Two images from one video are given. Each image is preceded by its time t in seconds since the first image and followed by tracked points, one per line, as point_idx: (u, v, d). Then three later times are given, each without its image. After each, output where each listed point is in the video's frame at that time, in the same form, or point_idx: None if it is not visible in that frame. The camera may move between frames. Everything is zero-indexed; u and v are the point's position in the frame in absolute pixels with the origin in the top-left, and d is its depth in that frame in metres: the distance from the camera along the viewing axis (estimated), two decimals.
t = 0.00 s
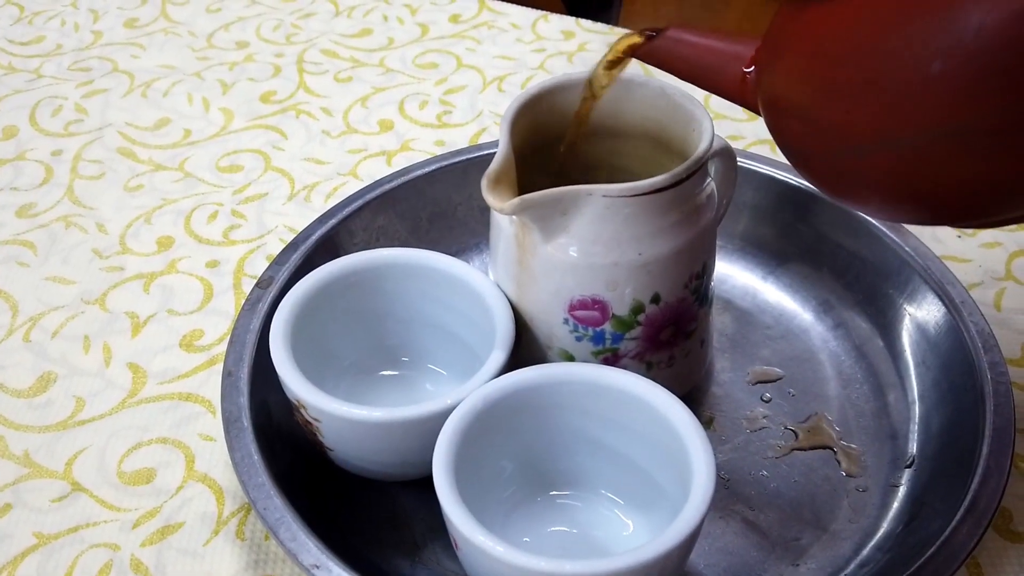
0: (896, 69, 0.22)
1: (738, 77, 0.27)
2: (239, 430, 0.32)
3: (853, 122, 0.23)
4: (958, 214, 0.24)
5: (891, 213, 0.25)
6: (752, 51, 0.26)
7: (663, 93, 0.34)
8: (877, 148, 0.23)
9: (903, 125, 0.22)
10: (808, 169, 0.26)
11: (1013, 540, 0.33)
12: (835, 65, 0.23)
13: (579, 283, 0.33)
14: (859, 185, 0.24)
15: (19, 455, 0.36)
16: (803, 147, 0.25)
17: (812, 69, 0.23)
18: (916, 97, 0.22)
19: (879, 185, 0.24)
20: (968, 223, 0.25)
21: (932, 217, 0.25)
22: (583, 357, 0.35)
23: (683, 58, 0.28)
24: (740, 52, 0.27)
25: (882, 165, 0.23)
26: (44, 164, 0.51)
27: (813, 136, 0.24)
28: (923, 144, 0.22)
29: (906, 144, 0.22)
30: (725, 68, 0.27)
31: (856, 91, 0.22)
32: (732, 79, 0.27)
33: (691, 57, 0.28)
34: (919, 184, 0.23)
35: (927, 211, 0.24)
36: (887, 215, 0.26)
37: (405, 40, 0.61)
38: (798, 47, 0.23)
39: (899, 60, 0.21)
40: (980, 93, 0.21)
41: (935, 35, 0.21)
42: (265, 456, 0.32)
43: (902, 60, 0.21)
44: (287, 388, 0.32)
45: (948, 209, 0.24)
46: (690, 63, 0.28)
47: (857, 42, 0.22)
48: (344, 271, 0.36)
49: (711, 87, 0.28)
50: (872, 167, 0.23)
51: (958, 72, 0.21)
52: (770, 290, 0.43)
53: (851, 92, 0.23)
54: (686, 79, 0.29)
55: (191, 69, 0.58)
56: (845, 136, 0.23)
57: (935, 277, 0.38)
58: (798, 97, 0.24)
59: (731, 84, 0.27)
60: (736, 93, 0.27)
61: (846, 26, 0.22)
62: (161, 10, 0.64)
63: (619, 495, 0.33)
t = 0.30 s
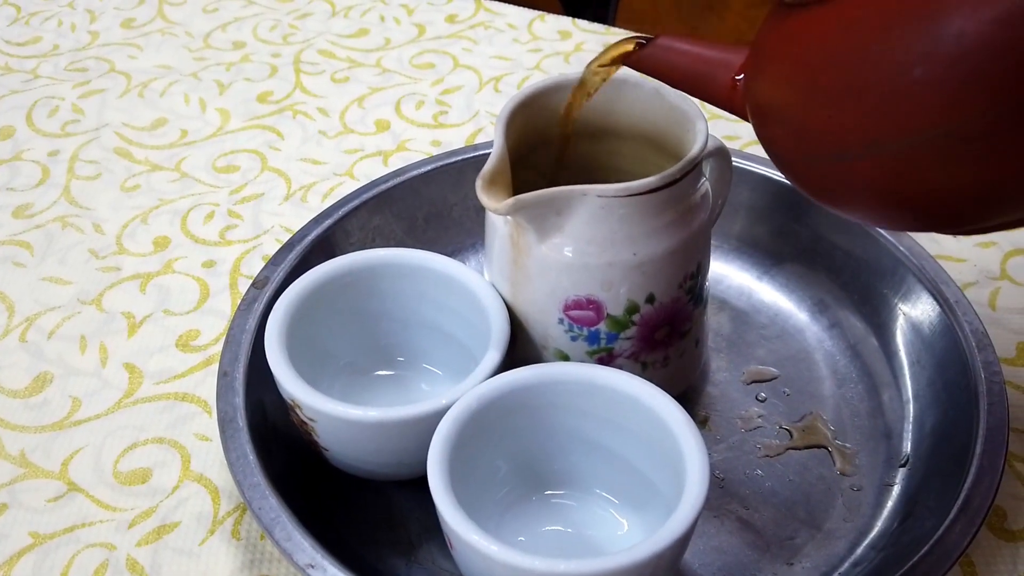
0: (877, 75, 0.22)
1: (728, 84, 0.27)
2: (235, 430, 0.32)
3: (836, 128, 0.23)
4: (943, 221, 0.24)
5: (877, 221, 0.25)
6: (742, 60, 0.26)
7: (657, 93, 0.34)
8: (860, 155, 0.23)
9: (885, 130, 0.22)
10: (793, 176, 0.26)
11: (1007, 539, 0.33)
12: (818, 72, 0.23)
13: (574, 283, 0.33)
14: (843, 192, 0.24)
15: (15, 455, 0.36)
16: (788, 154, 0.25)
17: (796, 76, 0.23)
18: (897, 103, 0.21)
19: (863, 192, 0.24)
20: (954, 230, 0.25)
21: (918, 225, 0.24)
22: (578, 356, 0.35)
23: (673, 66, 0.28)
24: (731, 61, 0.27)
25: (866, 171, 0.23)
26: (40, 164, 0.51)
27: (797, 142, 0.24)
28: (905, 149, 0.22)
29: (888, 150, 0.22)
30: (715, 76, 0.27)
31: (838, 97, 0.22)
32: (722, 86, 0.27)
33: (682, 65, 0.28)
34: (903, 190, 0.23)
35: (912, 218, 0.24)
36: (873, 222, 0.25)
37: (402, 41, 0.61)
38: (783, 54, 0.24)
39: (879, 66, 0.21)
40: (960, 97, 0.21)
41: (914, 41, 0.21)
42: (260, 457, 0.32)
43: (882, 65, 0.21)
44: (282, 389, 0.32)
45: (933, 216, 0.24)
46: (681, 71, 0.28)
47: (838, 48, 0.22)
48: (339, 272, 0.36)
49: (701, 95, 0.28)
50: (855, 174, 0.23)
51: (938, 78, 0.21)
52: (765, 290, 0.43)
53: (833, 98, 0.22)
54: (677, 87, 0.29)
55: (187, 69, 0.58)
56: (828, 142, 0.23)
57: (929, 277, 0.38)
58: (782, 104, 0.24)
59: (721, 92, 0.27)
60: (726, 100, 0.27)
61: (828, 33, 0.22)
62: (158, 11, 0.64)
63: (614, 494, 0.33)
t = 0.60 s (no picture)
0: (868, 80, 0.22)
1: (724, 88, 0.27)
2: (234, 427, 0.32)
3: (829, 132, 0.23)
4: (938, 224, 0.24)
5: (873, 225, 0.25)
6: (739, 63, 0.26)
7: (654, 92, 0.34)
8: (854, 159, 0.23)
9: (877, 134, 0.22)
10: (788, 181, 0.26)
11: (1004, 536, 0.33)
12: (811, 77, 0.23)
13: (572, 281, 0.33)
14: (838, 197, 0.24)
15: (15, 453, 0.36)
16: (783, 159, 0.25)
17: (789, 81, 0.23)
18: (890, 107, 0.22)
19: (858, 196, 0.24)
20: (950, 233, 0.25)
21: (914, 229, 0.24)
22: (576, 354, 0.35)
23: (670, 69, 0.28)
24: (727, 65, 0.26)
25: (861, 175, 0.23)
26: (40, 163, 0.51)
27: (791, 147, 0.24)
28: (899, 153, 0.22)
29: (882, 154, 0.22)
30: (711, 80, 0.27)
31: (831, 102, 0.22)
32: (719, 90, 0.27)
33: (679, 69, 0.28)
34: (898, 194, 0.23)
35: (908, 222, 0.24)
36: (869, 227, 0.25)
37: (400, 40, 0.61)
38: (776, 59, 0.24)
39: (871, 71, 0.21)
40: (953, 100, 0.21)
41: (906, 45, 0.21)
42: (259, 454, 0.32)
43: (874, 70, 0.21)
44: (281, 386, 0.32)
45: (930, 219, 0.24)
46: (678, 74, 0.28)
47: (830, 53, 0.22)
48: (338, 270, 0.36)
49: (698, 100, 0.28)
50: (850, 179, 0.23)
51: (930, 82, 0.21)
52: (763, 288, 0.43)
53: (825, 103, 0.22)
54: (676, 91, 0.29)
55: (187, 68, 0.58)
56: (823, 147, 0.23)
57: (927, 275, 0.38)
58: (776, 108, 0.24)
59: (717, 96, 0.27)
60: (723, 105, 0.27)
61: (820, 38, 0.22)
62: (157, 10, 0.64)
63: (612, 491, 0.34)
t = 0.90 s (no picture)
0: (856, 79, 0.22)
1: (719, 91, 0.27)
2: (232, 426, 0.32)
3: (818, 131, 0.23)
4: (928, 224, 0.24)
5: (863, 226, 0.25)
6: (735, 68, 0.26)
7: (652, 94, 0.34)
8: (843, 158, 0.23)
9: (865, 133, 0.22)
10: (779, 181, 0.26)
11: (1002, 534, 0.33)
12: (799, 77, 0.23)
13: (570, 279, 0.33)
14: (827, 196, 0.24)
15: (12, 452, 0.36)
16: (773, 159, 0.25)
17: (778, 80, 0.23)
18: (877, 106, 0.22)
19: (846, 195, 0.24)
20: (940, 234, 0.24)
21: (904, 229, 0.24)
22: (575, 352, 0.35)
23: (666, 72, 0.28)
24: (723, 69, 0.26)
25: (849, 174, 0.23)
26: (37, 162, 0.51)
27: (781, 146, 0.24)
28: (887, 152, 0.22)
29: (870, 153, 0.22)
30: (706, 85, 0.27)
31: (820, 100, 0.22)
32: (714, 95, 0.27)
33: (675, 72, 0.28)
34: (887, 193, 0.23)
35: (898, 222, 0.24)
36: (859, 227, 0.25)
37: (398, 39, 0.61)
38: (766, 60, 0.24)
39: (858, 70, 0.21)
40: (939, 100, 0.21)
41: (892, 45, 0.21)
42: (258, 452, 0.32)
43: (861, 69, 0.21)
44: (279, 385, 0.32)
45: (919, 220, 0.24)
46: (673, 77, 0.28)
47: (818, 53, 0.22)
48: (336, 269, 0.36)
49: (692, 103, 0.28)
50: (839, 178, 0.23)
51: (916, 82, 0.21)
52: (761, 287, 0.43)
53: (814, 103, 0.23)
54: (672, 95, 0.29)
55: (184, 67, 0.58)
56: (812, 145, 0.23)
57: (925, 273, 0.38)
58: (766, 108, 0.24)
59: (710, 99, 0.27)
60: (718, 108, 0.27)
61: (808, 37, 0.22)
62: (155, 9, 0.64)
63: (610, 490, 0.34)
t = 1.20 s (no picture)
0: (850, 79, 0.22)
1: (718, 95, 0.27)
2: (237, 428, 0.32)
3: (813, 130, 0.23)
4: (925, 227, 0.23)
5: (861, 229, 0.25)
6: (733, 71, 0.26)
7: (655, 99, 0.34)
8: (837, 158, 0.23)
9: (859, 133, 0.22)
10: (777, 183, 0.26)
11: (1005, 537, 0.33)
12: (795, 77, 0.23)
13: (575, 282, 0.33)
14: (823, 198, 0.24)
15: (18, 454, 0.36)
16: (770, 161, 0.25)
17: (775, 80, 0.23)
18: (871, 105, 0.22)
19: (843, 196, 0.24)
20: (937, 238, 0.24)
21: (900, 232, 0.24)
22: (579, 356, 0.35)
23: (667, 77, 0.28)
24: (721, 73, 0.27)
25: (844, 175, 0.23)
26: (41, 164, 0.51)
27: (778, 147, 0.24)
28: (881, 151, 0.22)
29: (865, 153, 0.22)
30: (706, 88, 0.27)
31: (815, 100, 0.22)
32: (713, 98, 0.27)
33: (675, 76, 0.28)
34: (883, 194, 0.23)
35: (894, 224, 0.24)
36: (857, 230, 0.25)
37: (401, 41, 0.61)
38: (763, 61, 0.24)
39: (852, 69, 0.21)
40: (932, 99, 0.21)
41: (886, 43, 0.21)
42: (263, 455, 0.32)
43: (855, 68, 0.21)
44: (284, 388, 0.32)
45: (915, 223, 0.23)
46: (674, 82, 0.28)
47: (813, 52, 0.22)
48: (340, 272, 0.36)
49: (694, 108, 0.28)
50: (835, 178, 0.23)
51: (909, 81, 0.21)
52: (764, 289, 0.44)
53: (809, 103, 0.23)
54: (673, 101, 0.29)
55: (187, 69, 0.58)
56: (807, 145, 0.23)
57: (927, 276, 0.38)
58: (763, 109, 0.24)
59: (710, 103, 0.27)
60: (718, 112, 0.27)
61: (804, 38, 0.23)
62: (158, 11, 0.64)
63: (614, 493, 0.34)
